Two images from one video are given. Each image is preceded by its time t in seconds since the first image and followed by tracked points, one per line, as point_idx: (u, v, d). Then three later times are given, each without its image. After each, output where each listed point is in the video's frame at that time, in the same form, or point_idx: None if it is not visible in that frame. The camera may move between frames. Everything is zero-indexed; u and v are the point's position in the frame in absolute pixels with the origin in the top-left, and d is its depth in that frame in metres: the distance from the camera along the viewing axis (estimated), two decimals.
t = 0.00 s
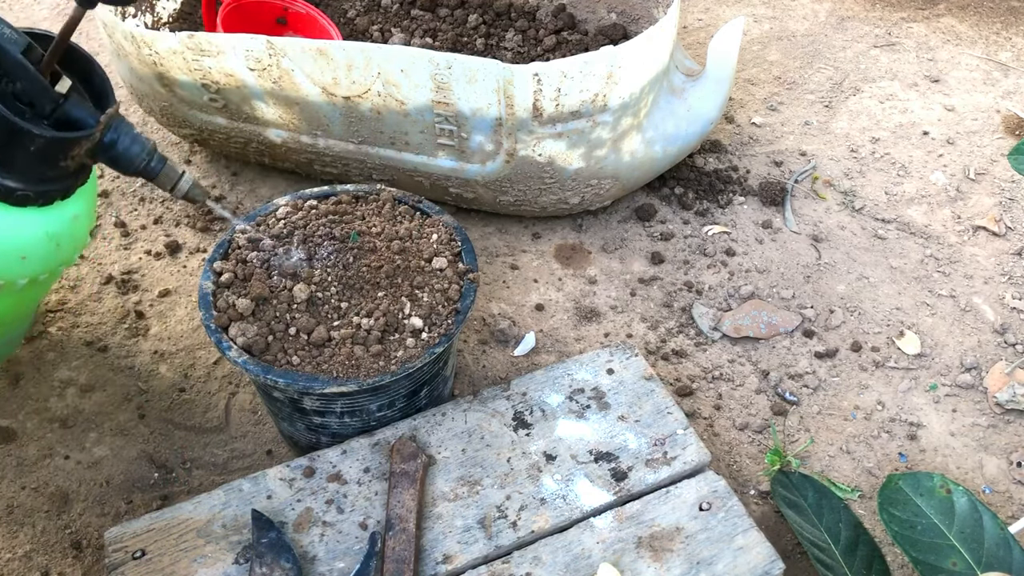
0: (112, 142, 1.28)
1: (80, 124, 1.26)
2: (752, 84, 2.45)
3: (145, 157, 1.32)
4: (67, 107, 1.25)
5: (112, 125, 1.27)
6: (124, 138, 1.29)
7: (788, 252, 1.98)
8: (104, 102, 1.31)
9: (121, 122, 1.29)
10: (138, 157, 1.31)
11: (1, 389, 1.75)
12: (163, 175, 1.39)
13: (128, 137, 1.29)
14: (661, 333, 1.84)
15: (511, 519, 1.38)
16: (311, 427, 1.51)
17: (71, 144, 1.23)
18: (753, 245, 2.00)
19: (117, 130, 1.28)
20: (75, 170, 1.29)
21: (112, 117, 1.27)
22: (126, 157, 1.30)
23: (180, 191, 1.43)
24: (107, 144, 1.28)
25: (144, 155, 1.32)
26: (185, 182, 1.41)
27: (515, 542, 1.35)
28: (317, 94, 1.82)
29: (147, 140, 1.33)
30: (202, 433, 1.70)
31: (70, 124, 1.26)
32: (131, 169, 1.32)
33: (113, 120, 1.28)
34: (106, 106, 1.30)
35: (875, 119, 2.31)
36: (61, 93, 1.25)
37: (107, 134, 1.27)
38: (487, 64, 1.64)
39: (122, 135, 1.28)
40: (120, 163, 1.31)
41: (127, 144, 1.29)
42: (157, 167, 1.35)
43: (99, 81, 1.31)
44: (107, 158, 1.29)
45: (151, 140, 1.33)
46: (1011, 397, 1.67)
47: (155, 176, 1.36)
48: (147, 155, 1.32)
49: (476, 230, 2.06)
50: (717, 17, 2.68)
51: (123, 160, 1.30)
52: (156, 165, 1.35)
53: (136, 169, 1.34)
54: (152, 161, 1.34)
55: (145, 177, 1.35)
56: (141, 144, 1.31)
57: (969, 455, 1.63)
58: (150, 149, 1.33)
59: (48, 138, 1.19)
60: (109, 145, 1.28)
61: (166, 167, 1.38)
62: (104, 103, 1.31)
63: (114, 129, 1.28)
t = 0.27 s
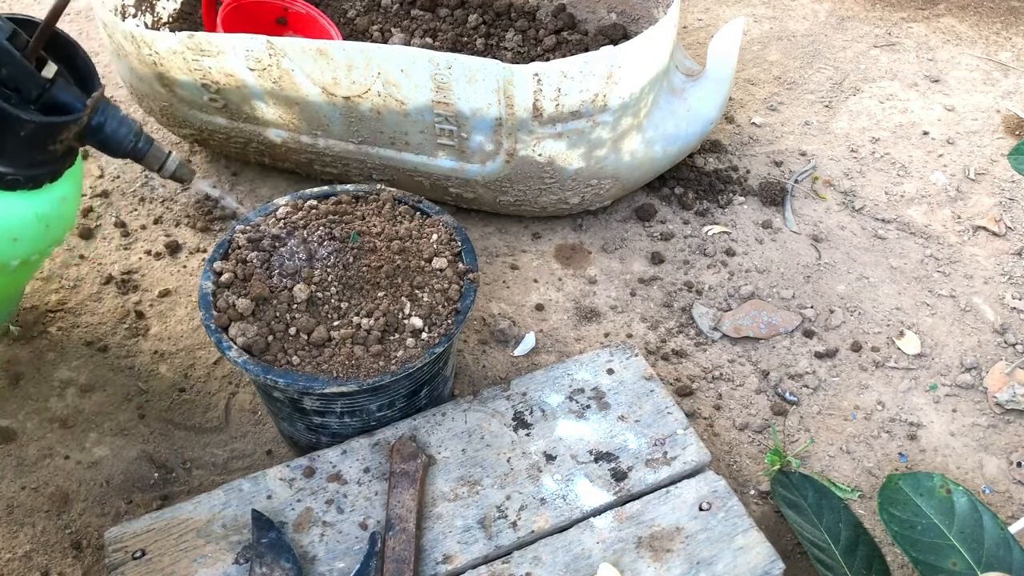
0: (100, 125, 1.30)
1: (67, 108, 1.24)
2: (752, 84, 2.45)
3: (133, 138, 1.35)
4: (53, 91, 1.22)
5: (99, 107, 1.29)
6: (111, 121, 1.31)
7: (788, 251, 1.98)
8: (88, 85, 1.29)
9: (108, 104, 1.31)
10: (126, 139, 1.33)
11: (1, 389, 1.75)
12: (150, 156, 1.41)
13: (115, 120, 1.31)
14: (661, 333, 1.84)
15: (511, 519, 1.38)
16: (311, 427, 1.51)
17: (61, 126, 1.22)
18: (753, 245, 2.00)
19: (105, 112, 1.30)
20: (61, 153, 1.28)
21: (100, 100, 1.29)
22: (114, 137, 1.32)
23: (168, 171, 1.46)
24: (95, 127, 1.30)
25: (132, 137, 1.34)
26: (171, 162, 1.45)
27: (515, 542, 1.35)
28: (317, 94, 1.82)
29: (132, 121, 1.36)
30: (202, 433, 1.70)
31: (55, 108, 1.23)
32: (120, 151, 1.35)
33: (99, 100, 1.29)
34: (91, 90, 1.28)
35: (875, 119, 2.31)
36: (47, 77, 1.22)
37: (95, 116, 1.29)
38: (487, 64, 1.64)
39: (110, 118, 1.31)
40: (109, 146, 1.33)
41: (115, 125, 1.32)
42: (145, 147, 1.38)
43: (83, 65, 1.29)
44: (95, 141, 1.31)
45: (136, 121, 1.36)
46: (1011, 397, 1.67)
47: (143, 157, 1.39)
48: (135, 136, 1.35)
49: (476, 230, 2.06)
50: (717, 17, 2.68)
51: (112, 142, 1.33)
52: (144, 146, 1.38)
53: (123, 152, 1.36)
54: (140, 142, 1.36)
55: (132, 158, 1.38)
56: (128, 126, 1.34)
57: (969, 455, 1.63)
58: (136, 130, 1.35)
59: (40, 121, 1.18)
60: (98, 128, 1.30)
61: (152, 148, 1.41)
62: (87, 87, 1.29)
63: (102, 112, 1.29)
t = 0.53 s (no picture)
0: (84, 160, 1.15)
1: (52, 144, 1.10)
2: (752, 84, 2.45)
3: (120, 174, 1.19)
4: (39, 125, 1.09)
5: (86, 141, 1.15)
6: (98, 156, 1.16)
7: (788, 251, 1.98)
8: (76, 117, 1.15)
9: (95, 138, 1.16)
10: (112, 175, 1.18)
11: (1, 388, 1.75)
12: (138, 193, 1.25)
13: (102, 154, 1.17)
14: (661, 333, 1.84)
15: (511, 519, 1.37)
16: (311, 427, 1.51)
17: (43, 163, 1.08)
18: (753, 245, 2.00)
19: (92, 146, 1.16)
20: (42, 186, 1.15)
21: (85, 132, 1.15)
22: (100, 173, 1.17)
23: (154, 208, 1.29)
24: (80, 161, 1.15)
25: (118, 173, 1.18)
26: (159, 198, 1.27)
27: (515, 542, 1.35)
28: (317, 94, 1.82)
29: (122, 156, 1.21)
30: (202, 433, 1.70)
31: (40, 145, 1.10)
32: (104, 188, 1.19)
33: (86, 135, 1.15)
34: (78, 124, 1.15)
35: (875, 119, 2.31)
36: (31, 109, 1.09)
37: (80, 151, 1.14)
38: (487, 64, 1.64)
39: (96, 152, 1.16)
40: (93, 182, 1.18)
41: (103, 161, 1.17)
42: (131, 184, 1.22)
43: (72, 95, 1.14)
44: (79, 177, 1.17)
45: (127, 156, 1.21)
46: (1011, 397, 1.67)
47: (129, 193, 1.23)
48: (122, 172, 1.19)
49: (476, 230, 2.06)
50: (717, 17, 2.68)
51: (97, 179, 1.17)
52: (130, 182, 1.21)
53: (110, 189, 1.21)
54: (126, 178, 1.20)
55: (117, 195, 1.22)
56: (115, 160, 1.18)
57: (969, 455, 1.63)
58: (124, 165, 1.20)
59: (22, 157, 1.05)
60: (82, 163, 1.15)
61: (141, 184, 1.24)
62: (75, 121, 1.15)
63: (87, 146, 1.15)
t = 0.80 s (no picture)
0: (103, 204, 0.94)
1: (71, 187, 0.91)
2: (752, 84, 2.45)
3: (141, 220, 0.97)
4: (57, 165, 0.90)
5: (106, 182, 0.94)
6: (118, 198, 0.95)
7: (788, 251, 1.98)
8: (99, 156, 0.96)
9: (116, 178, 0.96)
10: (132, 220, 0.96)
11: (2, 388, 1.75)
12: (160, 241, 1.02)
13: (124, 195, 0.95)
14: (661, 333, 1.84)
15: (511, 519, 1.37)
16: (311, 427, 1.51)
17: (60, 207, 0.90)
18: (754, 245, 2.00)
19: (113, 188, 0.95)
20: (62, 232, 0.95)
21: (107, 172, 0.94)
22: (120, 221, 0.95)
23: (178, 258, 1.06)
24: (98, 206, 0.94)
25: (140, 218, 0.96)
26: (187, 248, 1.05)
27: (515, 542, 1.35)
28: (317, 94, 1.82)
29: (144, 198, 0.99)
30: (202, 433, 1.70)
31: (59, 188, 0.91)
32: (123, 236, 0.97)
33: (107, 176, 0.94)
34: (101, 165, 0.95)
35: (875, 119, 2.31)
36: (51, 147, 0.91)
37: (97, 193, 0.93)
38: (487, 64, 1.64)
39: (117, 194, 0.94)
40: (110, 228, 0.96)
41: (125, 206, 0.95)
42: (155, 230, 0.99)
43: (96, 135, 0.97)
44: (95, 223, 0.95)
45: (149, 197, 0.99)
46: (1011, 397, 1.67)
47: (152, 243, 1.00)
48: (143, 217, 0.97)
49: (476, 229, 2.06)
50: (717, 17, 2.68)
51: (115, 224, 0.96)
52: (152, 227, 0.98)
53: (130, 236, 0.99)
54: (150, 224, 0.98)
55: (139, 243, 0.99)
56: (138, 204, 0.97)
57: (969, 455, 1.63)
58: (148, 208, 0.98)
59: (37, 201, 0.87)
60: (100, 207, 0.94)
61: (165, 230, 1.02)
62: (97, 161, 0.96)
63: (107, 187, 0.94)
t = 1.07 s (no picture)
0: (172, 185, 0.87)
1: (140, 170, 0.85)
2: (752, 84, 2.45)
3: (210, 200, 0.90)
4: (125, 147, 0.84)
5: (175, 163, 0.87)
6: (186, 179, 0.88)
7: (788, 251, 1.98)
8: (164, 138, 0.91)
9: (183, 159, 0.89)
10: (201, 201, 0.89)
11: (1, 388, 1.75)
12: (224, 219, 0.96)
13: (192, 176, 0.88)
14: (661, 333, 1.84)
15: (511, 519, 1.37)
16: (311, 427, 1.51)
17: (130, 189, 0.83)
18: (754, 245, 2.00)
19: (182, 169, 0.87)
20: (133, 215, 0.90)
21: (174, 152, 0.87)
22: (190, 203, 0.88)
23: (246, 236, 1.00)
24: (166, 187, 0.87)
25: (210, 199, 0.89)
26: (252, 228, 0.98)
27: (515, 542, 1.35)
28: (317, 94, 1.82)
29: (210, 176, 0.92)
30: (202, 433, 1.70)
31: (127, 171, 0.85)
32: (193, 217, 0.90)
33: (174, 156, 0.87)
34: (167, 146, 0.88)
35: (875, 119, 2.31)
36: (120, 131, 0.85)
37: (167, 174, 0.86)
38: (487, 64, 1.64)
39: (186, 175, 0.87)
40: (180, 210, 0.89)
41: (194, 185, 0.88)
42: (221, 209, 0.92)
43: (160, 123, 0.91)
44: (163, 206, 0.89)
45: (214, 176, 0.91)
46: (1011, 397, 1.67)
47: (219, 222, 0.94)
48: (212, 197, 0.90)
49: (476, 229, 2.06)
50: (717, 17, 2.68)
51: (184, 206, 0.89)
52: (219, 207, 0.92)
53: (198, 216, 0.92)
54: (218, 204, 0.91)
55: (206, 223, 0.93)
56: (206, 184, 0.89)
57: (969, 455, 1.63)
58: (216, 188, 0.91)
59: (110, 184, 0.81)
60: (169, 189, 0.87)
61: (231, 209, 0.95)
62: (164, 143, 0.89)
63: (175, 168, 0.87)
